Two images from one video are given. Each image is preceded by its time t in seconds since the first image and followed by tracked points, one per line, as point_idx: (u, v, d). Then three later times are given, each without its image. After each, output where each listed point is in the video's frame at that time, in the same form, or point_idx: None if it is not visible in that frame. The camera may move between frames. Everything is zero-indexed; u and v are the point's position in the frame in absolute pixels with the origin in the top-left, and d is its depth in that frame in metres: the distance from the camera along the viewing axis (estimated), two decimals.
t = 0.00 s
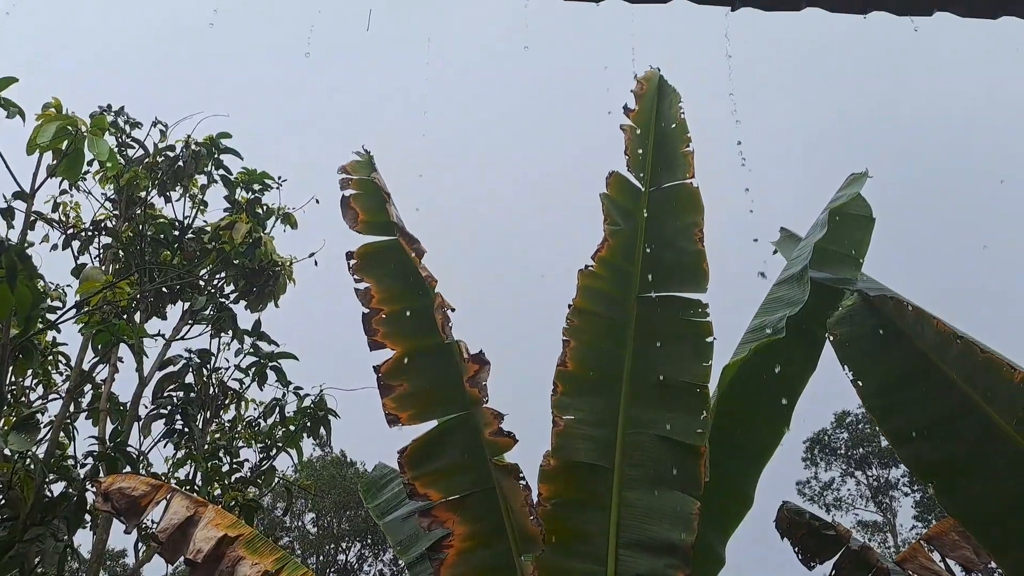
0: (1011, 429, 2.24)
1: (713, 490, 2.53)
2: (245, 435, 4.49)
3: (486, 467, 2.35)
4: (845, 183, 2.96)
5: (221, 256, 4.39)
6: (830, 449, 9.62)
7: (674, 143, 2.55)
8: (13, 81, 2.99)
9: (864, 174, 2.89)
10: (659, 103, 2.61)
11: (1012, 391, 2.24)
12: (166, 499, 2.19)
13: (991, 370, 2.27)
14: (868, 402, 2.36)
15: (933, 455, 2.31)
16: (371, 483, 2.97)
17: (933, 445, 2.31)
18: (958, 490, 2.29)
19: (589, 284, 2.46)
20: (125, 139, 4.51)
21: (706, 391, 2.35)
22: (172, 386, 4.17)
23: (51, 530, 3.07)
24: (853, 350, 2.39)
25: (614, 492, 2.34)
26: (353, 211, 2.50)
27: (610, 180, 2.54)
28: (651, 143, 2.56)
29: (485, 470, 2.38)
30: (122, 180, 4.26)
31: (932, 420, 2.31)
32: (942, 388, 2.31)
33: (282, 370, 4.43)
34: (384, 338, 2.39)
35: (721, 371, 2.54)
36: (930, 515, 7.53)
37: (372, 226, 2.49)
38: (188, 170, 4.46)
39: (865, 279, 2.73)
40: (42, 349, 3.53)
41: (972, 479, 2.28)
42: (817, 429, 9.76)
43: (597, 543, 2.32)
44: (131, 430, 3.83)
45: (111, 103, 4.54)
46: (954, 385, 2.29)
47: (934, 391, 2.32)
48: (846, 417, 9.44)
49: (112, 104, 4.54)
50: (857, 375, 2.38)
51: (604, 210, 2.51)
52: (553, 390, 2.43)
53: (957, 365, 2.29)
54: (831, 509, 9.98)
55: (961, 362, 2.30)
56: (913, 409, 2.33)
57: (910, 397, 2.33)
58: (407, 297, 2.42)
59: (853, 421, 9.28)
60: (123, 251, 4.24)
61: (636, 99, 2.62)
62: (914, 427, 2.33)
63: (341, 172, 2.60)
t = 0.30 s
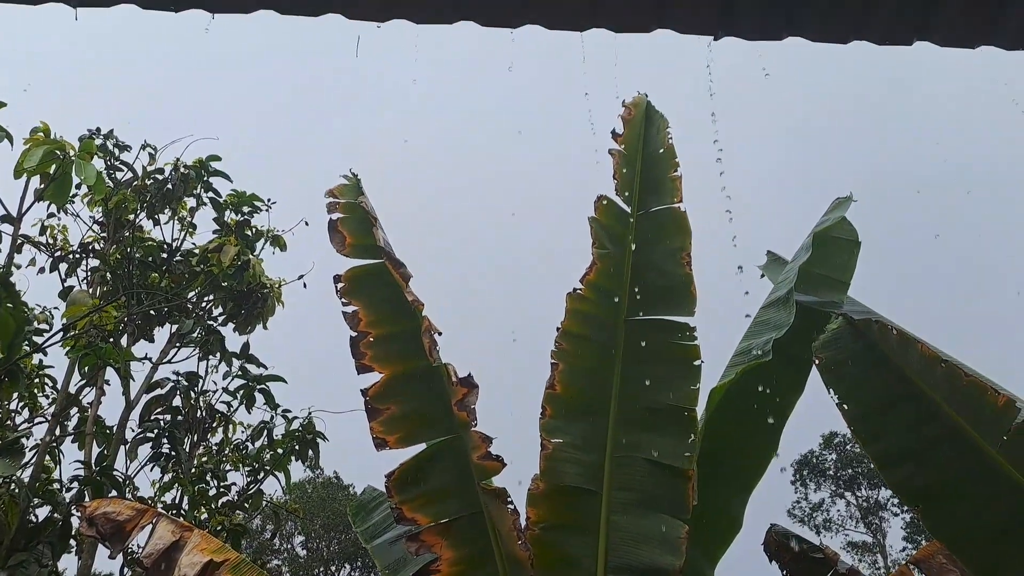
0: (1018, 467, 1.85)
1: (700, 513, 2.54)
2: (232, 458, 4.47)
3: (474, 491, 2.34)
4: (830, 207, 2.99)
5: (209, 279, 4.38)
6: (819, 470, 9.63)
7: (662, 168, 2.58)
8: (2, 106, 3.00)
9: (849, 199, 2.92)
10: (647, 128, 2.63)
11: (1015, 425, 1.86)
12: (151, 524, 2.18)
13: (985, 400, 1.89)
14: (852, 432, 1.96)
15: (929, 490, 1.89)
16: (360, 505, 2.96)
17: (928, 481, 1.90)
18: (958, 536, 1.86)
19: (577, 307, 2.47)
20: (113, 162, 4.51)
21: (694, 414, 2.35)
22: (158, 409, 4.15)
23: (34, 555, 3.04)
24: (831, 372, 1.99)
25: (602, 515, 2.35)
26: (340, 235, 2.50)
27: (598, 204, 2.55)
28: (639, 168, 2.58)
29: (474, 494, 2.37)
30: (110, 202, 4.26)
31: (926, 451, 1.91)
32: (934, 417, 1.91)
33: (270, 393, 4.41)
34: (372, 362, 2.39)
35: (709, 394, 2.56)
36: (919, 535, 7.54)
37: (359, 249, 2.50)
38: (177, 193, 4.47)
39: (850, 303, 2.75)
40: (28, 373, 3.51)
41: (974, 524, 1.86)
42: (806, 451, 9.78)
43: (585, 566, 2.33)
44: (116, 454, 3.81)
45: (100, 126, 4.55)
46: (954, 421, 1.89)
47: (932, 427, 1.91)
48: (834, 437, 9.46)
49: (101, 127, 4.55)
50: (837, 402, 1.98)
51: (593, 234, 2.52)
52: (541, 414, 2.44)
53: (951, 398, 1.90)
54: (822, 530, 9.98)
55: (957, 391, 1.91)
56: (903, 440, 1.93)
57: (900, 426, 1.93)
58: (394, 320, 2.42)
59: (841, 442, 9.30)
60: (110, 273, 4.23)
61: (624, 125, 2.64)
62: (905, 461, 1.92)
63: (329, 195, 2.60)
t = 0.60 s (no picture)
0: (993, 469, 1.87)
1: (684, 516, 2.56)
2: (217, 464, 4.45)
3: (459, 495, 2.35)
4: (813, 211, 3.01)
5: (192, 284, 4.39)
6: (804, 472, 9.69)
7: (645, 173, 2.59)
8: None
9: (831, 203, 2.94)
10: (630, 134, 2.65)
11: (990, 428, 1.88)
12: (134, 530, 2.17)
13: (961, 403, 1.91)
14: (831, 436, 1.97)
15: (907, 493, 1.91)
16: (349, 510, 2.95)
17: (905, 484, 1.92)
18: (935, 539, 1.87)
19: (562, 311, 2.48)
20: (95, 167, 4.49)
21: (678, 417, 2.36)
22: (143, 416, 4.13)
23: (16, 562, 3.01)
24: (811, 377, 2.00)
25: (587, 518, 2.36)
26: (324, 241, 2.51)
27: (582, 209, 2.56)
28: (622, 173, 2.60)
29: (458, 498, 2.38)
30: (92, 208, 4.23)
31: (903, 454, 1.92)
32: (911, 420, 1.93)
33: (255, 399, 4.41)
34: (356, 367, 2.40)
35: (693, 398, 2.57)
36: (902, 536, 7.59)
37: (343, 255, 2.50)
38: (160, 198, 4.45)
39: (833, 306, 2.78)
40: (9, 380, 3.49)
41: (951, 526, 1.87)
42: (790, 453, 9.84)
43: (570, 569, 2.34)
44: (100, 460, 3.78)
45: (81, 131, 4.53)
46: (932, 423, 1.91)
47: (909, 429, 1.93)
48: (818, 439, 9.52)
49: (81, 131, 4.53)
50: (816, 406, 2.00)
51: (578, 238, 2.53)
52: (527, 418, 2.44)
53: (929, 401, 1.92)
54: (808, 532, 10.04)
55: (933, 395, 1.93)
56: (881, 444, 1.94)
57: (877, 430, 1.95)
58: (379, 325, 2.43)
59: (825, 444, 9.36)
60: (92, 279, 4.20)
61: (608, 130, 2.66)
62: (883, 464, 1.94)
63: (312, 201, 2.60)
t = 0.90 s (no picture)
0: (967, 469, 1.87)
1: (665, 514, 2.58)
2: (197, 462, 4.42)
3: (438, 494, 2.35)
4: (796, 212, 3.04)
5: (171, 280, 4.35)
6: (783, 473, 9.76)
7: (627, 172, 2.60)
8: None
9: (814, 205, 2.97)
10: (613, 132, 2.66)
11: (964, 427, 1.89)
12: (110, 526, 2.15)
13: (936, 403, 1.93)
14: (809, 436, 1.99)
15: (882, 493, 1.93)
16: (332, 508, 2.95)
17: (880, 484, 1.93)
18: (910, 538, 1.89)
19: (543, 309, 2.49)
20: (72, 161, 4.46)
21: (657, 416, 2.37)
22: (121, 412, 4.10)
23: None
24: (788, 377, 2.02)
25: (567, 514, 2.36)
26: (304, 236, 2.50)
27: (564, 207, 2.57)
28: (604, 172, 2.60)
29: (437, 495, 2.38)
30: (69, 202, 4.20)
31: (879, 454, 1.94)
32: (887, 420, 1.94)
33: (235, 396, 4.38)
34: (336, 364, 2.39)
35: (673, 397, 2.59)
36: (880, 536, 7.67)
37: (324, 252, 2.49)
38: (138, 192, 4.43)
39: (814, 307, 2.80)
40: None
41: (926, 525, 1.88)
42: (770, 453, 9.92)
43: (548, 565, 2.35)
44: (77, 457, 3.76)
45: (58, 124, 4.48)
46: (904, 421, 1.93)
47: (883, 428, 1.95)
48: (798, 440, 9.60)
49: (59, 124, 4.48)
50: (794, 406, 2.01)
51: (560, 237, 2.53)
52: (508, 415, 2.44)
53: (902, 399, 1.94)
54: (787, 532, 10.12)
55: (908, 395, 1.94)
56: (857, 444, 1.96)
57: (853, 430, 1.97)
58: (359, 323, 2.42)
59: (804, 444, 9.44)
60: (69, 273, 4.17)
61: (591, 129, 2.67)
62: (859, 464, 1.95)
63: (293, 197, 2.59)
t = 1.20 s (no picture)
0: (944, 458, 1.89)
1: (645, 504, 2.59)
2: (177, 452, 4.39)
3: (419, 484, 2.35)
4: (776, 203, 3.05)
5: (150, 269, 4.32)
6: (764, 464, 9.85)
7: (609, 163, 2.61)
8: None
9: (794, 196, 2.98)
10: (595, 123, 2.66)
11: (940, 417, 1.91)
12: (88, 516, 2.14)
13: (912, 393, 1.95)
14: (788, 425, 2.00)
15: (859, 482, 1.94)
16: (316, 497, 2.94)
17: (858, 473, 1.95)
18: (885, 526, 1.90)
19: (525, 300, 2.49)
20: (49, 148, 4.41)
21: (638, 406, 2.39)
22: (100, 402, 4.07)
23: None
24: (768, 367, 2.04)
25: (547, 504, 2.36)
26: (284, 225, 2.49)
27: (546, 197, 2.57)
28: (586, 163, 2.61)
29: (418, 486, 2.38)
30: (45, 190, 4.15)
31: (856, 444, 1.96)
32: (865, 410, 1.96)
33: (216, 387, 4.35)
34: (316, 354, 2.38)
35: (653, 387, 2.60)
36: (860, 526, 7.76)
37: (304, 241, 2.49)
38: (116, 181, 4.39)
39: (793, 298, 2.82)
40: None
41: (902, 515, 1.90)
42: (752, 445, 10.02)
43: (528, 556, 2.33)
44: (55, 447, 3.74)
45: (35, 111, 4.43)
46: (879, 410, 1.95)
47: (859, 417, 1.97)
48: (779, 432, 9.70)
49: (35, 111, 4.43)
50: (774, 396, 2.03)
51: (541, 228, 2.54)
52: (489, 406, 2.44)
53: (878, 388, 1.96)
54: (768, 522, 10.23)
55: (886, 385, 1.97)
56: (835, 434, 1.98)
57: (831, 420, 1.99)
58: (340, 313, 2.42)
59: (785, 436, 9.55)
60: (46, 262, 4.13)
61: (573, 119, 2.67)
62: (837, 453, 1.97)
63: (272, 185, 2.58)
